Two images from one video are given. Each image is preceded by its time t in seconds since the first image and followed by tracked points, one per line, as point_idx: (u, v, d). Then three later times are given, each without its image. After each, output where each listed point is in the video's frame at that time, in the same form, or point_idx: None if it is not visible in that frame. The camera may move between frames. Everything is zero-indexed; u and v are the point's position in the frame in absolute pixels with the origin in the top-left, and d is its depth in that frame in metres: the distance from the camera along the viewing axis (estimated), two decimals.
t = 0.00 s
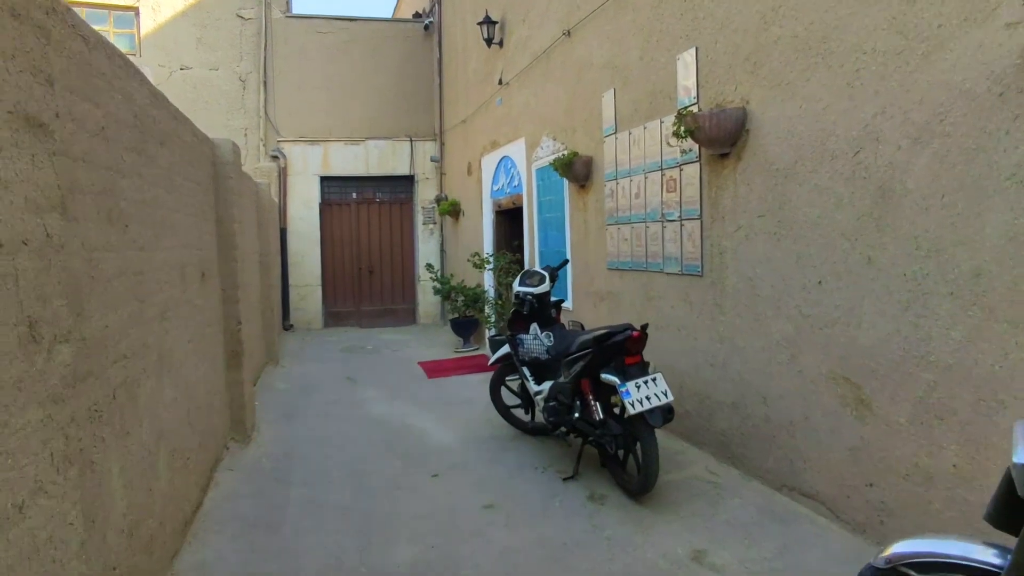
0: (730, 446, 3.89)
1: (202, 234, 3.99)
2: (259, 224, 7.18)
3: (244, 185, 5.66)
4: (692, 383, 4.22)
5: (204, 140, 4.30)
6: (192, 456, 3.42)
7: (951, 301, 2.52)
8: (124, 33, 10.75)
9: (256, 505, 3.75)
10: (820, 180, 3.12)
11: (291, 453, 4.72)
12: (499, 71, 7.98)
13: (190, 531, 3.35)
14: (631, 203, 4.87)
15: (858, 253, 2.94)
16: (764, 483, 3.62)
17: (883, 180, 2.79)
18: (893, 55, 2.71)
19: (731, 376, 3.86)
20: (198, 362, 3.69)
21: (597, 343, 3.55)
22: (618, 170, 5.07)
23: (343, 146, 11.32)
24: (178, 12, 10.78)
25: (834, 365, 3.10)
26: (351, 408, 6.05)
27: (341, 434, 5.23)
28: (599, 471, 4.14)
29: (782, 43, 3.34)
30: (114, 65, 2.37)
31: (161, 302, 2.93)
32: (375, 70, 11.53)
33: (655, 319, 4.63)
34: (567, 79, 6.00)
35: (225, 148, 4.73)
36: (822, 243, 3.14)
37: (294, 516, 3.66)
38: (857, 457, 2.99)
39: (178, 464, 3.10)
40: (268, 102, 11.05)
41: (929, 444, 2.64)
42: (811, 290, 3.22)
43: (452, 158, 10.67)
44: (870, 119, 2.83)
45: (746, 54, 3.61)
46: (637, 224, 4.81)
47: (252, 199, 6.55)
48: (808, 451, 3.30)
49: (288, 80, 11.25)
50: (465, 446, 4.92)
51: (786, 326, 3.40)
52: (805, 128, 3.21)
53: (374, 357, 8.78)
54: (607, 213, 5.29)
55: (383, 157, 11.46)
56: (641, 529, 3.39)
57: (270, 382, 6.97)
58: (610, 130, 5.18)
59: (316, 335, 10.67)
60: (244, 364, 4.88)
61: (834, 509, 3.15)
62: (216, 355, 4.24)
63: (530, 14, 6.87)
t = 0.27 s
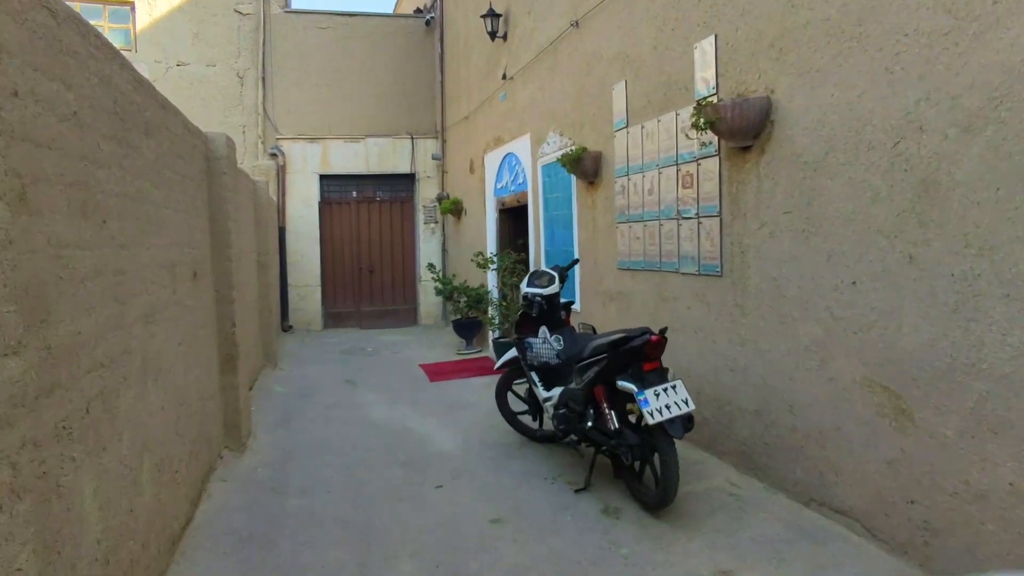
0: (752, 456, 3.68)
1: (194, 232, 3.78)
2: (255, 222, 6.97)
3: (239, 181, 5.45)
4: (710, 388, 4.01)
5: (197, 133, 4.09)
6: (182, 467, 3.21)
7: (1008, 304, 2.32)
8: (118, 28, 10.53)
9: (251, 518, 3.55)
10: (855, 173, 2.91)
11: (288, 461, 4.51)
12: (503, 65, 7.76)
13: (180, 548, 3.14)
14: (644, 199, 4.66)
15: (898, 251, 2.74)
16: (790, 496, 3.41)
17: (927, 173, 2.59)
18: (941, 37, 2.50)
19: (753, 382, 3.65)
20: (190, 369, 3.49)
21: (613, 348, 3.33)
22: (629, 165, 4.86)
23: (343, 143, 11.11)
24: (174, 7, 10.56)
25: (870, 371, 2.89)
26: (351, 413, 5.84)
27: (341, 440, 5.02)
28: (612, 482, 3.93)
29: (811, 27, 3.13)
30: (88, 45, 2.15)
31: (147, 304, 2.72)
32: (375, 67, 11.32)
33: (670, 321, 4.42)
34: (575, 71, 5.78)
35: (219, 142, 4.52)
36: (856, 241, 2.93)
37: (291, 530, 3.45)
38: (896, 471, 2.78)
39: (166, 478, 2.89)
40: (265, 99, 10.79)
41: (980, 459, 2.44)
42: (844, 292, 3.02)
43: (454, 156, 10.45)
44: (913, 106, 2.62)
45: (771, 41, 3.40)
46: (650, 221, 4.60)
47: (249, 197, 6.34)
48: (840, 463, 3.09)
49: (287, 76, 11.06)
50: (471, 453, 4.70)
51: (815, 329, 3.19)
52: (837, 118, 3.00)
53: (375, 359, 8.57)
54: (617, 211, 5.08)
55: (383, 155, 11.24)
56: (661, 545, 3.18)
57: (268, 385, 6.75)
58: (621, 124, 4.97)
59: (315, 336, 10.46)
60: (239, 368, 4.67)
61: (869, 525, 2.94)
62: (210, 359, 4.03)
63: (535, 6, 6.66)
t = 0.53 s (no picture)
0: (775, 469, 3.47)
1: (183, 231, 3.57)
2: (251, 221, 6.74)
3: (234, 179, 5.24)
4: (729, 396, 3.80)
5: (188, 127, 3.87)
6: (169, 483, 3.00)
7: None
8: (112, 23, 10.23)
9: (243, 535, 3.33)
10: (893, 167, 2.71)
11: (284, 472, 4.29)
12: (506, 60, 7.55)
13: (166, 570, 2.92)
14: (657, 197, 4.46)
15: (945, 251, 2.52)
16: (818, 513, 3.19)
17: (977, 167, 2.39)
18: (996, 18, 2.30)
19: (777, 390, 3.44)
20: (178, 377, 3.27)
21: (629, 356, 3.12)
22: (641, 162, 4.65)
23: (342, 141, 10.89)
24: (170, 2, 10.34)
25: (910, 381, 2.68)
26: (350, 419, 5.62)
27: (339, 450, 4.80)
28: (626, 496, 3.71)
29: (843, 11, 2.92)
30: (57, 24, 1.94)
31: (129, 308, 2.51)
32: (375, 63, 11.10)
33: (685, 325, 4.21)
34: (583, 65, 5.57)
35: (211, 136, 4.31)
36: (894, 241, 2.72)
37: (286, 549, 3.23)
38: (941, 490, 2.57)
39: (150, 496, 2.68)
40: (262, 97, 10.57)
41: None
42: (879, 295, 2.81)
43: (456, 154, 10.24)
44: (962, 94, 2.42)
45: (798, 27, 3.19)
46: (663, 220, 4.40)
47: (244, 195, 6.12)
48: (875, 479, 2.87)
49: (286, 73, 10.87)
50: (475, 464, 4.49)
51: (847, 335, 2.98)
52: (873, 109, 2.80)
53: (374, 362, 8.35)
54: (627, 209, 4.87)
55: (384, 153, 11.02)
56: (683, 566, 2.96)
57: (264, 390, 6.54)
58: (632, 119, 4.76)
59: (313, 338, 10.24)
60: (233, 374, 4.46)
61: (908, 548, 2.73)
62: (201, 365, 3.81)
63: None
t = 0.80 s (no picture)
0: (799, 483, 3.26)
1: (171, 230, 3.36)
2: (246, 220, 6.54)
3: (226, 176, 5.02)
4: (749, 404, 3.60)
5: (176, 120, 3.66)
6: (154, 500, 2.79)
7: None
8: (106, 18, 10.04)
9: (234, 555, 3.13)
10: (934, 159, 2.52)
11: (278, 483, 4.09)
12: (509, 55, 7.34)
13: None
14: (670, 194, 4.26)
15: (997, 251, 2.32)
16: (848, 531, 2.99)
17: None
18: None
19: (801, 398, 3.25)
20: (164, 385, 3.06)
21: (645, 363, 2.92)
22: (652, 158, 4.46)
23: (340, 139, 10.66)
24: None
25: (954, 392, 2.48)
26: (348, 426, 5.42)
27: (336, 458, 4.60)
28: (640, 510, 3.51)
29: None
30: None
31: (107, 313, 2.30)
32: (374, 60, 10.89)
33: (701, 329, 4.01)
34: (590, 58, 5.37)
35: (202, 130, 4.09)
36: (935, 240, 2.53)
37: (280, 569, 3.02)
38: (989, 511, 2.37)
39: (131, 517, 2.47)
40: (259, 94, 10.44)
41: None
42: (918, 298, 2.61)
43: (457, 152, 10.04)
44: (1015, 79, 2.24)
45: (826, 12, 2.99)
46: (676, 218, 4.20)
47: (239, 193, 5.92)
48: (913, 497, 2.67)
49: (283, 69, 10.60)
50: (479, 475, 4.28)
51: (881, 341, 2.78)
52: (911, 97, 2.60)
53: (374, 365, 8.16)
54: (638, 207, 4.67)
55: (383, 151, 10.80)
56: None
57: (259, 395, 6.33)
58: (643, 113, 4.56)
59: (312, 340, 10.05)
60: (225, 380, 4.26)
61: (951, 572, 2.52)
62: (190, 372, 3.60)
63: None
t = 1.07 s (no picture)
0: (830, 502, 3.03)
1: (154, 229, 3.12)
2: (240, 219, 6.29)
3: (217, 172, 4.77)
4: (773, 415, 3.37)
5: (161, 111, 3.42)
6: (131, 523, 2.55)
7: None
8: (97, 13, 9.76)
9: None
10: (988, 150, 2.31)
11: (271, 498, 3.85)
12: (513, 49, 7.10)
13: None
14: (686, 191, 4.03)
15: None
16: (885, 556, 2.76)
17: None
18: None
19: (833, 411, 3.02)
20: (144, 398, 2.82)
21: (667, 373, 2.68)
22: (666, 153, 4.23)
23: (339, 137, 10.44)
24: None
25: (1012, 408, 2.25)
26: (346, 434, 5.19)
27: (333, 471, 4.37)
28: (658, 530, 3.27)
29: None
30: None
31: (73, 320, 2.06)
32: (373, 56, 10.64)
33: (720, 335, 3.78)
34: (599, 49, 5.13)
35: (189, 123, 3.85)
36: (990, 240, 2.31)
37: None
38: None
39: (103, 546, 2.23)
40: (256, 91, 10.21)
41: None
42: (969, 303, 2.39)
43: (458, 150, 9.80)
44: None
45: None
46: (693, 217, 3.97)
47: (232, 191, 5.68)
48: (963, 522, 2.44)
49: (280, 65, 10.36)
50: (483, 489, 4.04)
51: (925, 350, 2.55)
52: (964, 83, 2.37)
53: (373, 369, 7.92)
54: (651, 205, 4.44)
55: (382, 149, 10.58)
56: None
57: (252, 401, 6.09)
58: (656, 105, 4.32)
59: (309, 343, 9.81)
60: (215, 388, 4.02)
61: None
62: (175, 381, 3.37)
63: None
